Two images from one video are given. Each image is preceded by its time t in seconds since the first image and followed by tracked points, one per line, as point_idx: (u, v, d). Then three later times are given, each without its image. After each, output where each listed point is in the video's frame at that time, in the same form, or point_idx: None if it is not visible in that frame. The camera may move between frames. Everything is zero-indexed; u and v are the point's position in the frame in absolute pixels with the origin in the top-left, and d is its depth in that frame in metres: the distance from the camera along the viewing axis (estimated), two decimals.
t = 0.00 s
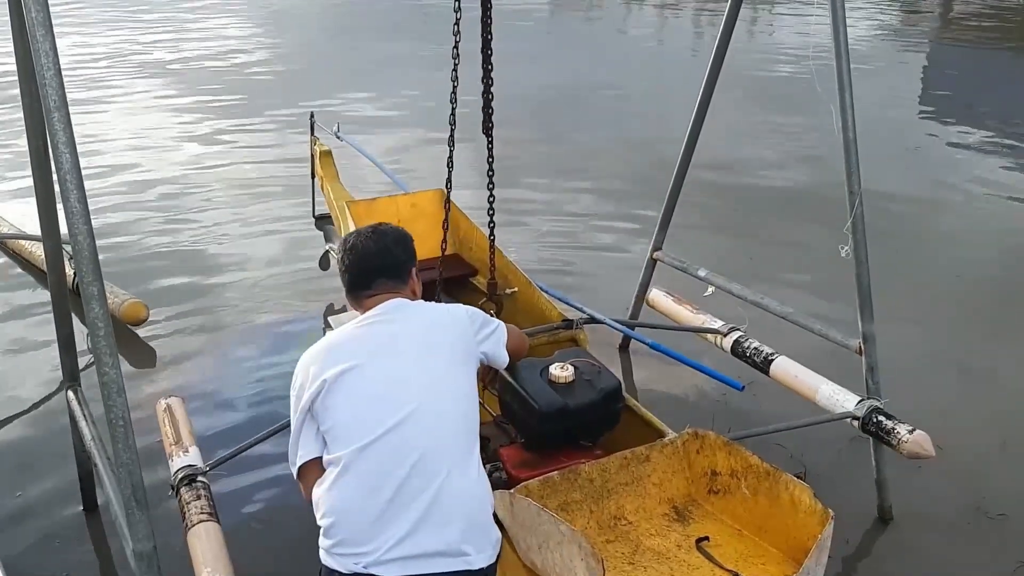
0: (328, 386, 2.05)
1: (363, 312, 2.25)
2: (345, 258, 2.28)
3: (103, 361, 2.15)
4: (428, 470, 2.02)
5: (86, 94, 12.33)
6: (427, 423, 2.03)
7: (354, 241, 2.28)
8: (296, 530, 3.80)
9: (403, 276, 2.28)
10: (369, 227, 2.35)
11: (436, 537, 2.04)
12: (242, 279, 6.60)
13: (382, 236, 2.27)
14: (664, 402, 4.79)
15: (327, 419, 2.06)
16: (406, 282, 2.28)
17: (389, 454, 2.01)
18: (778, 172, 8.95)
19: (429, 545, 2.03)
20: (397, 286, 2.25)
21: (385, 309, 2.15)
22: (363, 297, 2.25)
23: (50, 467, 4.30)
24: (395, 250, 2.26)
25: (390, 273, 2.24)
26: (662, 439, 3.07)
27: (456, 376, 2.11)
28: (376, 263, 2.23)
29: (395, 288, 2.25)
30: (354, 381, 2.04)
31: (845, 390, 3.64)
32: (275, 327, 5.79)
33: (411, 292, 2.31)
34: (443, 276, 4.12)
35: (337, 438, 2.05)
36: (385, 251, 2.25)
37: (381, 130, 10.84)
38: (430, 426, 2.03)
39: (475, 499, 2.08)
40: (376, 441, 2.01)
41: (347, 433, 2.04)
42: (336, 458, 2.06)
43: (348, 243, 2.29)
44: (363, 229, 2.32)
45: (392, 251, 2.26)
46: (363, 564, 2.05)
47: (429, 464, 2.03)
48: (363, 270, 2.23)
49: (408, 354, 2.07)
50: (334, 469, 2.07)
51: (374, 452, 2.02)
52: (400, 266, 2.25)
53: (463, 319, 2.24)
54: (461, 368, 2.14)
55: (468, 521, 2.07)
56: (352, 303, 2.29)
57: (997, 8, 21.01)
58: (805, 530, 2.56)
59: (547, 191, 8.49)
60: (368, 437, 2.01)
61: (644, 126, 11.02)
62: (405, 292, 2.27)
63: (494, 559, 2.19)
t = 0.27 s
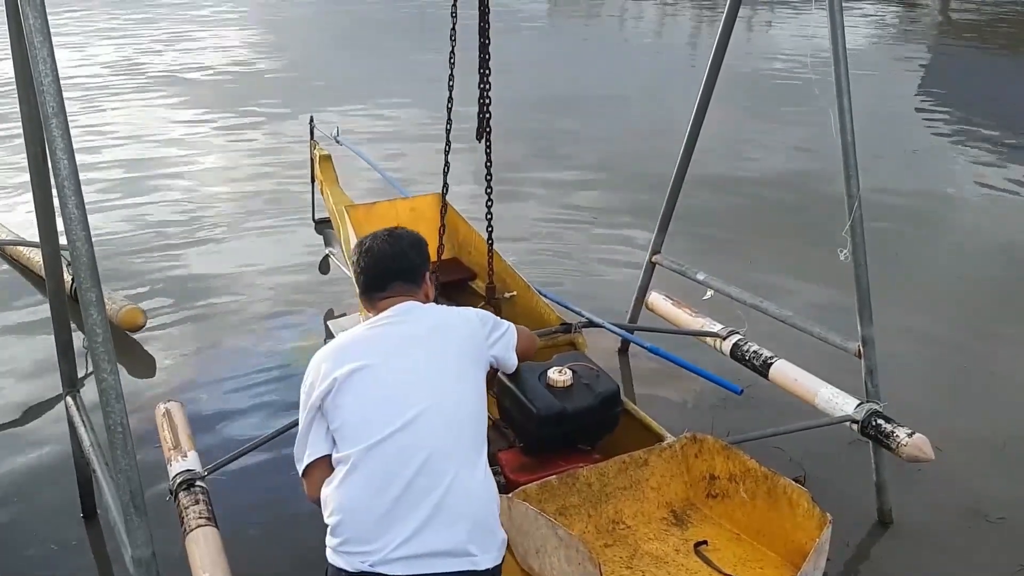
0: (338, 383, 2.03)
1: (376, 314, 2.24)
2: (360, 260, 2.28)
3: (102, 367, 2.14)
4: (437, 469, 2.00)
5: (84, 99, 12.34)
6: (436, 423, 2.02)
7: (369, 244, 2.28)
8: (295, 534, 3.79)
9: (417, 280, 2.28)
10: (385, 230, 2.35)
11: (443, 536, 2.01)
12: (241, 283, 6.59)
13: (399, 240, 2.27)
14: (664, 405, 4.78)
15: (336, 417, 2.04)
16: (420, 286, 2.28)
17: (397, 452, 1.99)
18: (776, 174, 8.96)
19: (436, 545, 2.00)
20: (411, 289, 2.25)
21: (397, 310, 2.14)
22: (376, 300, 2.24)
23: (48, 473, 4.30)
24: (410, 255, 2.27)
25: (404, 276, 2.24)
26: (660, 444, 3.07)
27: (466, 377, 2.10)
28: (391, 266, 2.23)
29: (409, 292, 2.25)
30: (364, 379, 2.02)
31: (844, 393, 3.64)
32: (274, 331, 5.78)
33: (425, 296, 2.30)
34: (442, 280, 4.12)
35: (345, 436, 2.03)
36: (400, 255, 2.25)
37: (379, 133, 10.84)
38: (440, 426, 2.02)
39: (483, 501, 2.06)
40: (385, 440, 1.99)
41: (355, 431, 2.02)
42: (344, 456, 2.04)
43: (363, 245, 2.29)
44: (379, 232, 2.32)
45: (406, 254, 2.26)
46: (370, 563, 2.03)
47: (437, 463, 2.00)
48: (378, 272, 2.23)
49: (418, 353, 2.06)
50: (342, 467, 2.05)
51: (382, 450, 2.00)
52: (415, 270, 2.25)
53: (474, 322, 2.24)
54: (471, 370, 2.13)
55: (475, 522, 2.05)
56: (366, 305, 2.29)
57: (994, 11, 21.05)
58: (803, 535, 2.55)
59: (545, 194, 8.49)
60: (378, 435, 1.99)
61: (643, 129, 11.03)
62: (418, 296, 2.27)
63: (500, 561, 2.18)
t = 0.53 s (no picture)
0: (350, 378, 2.05)
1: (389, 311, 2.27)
2: (375, 257, 2.31)
3: (101, 371, 2.14)
4: (445, 467, 2.03)
5: (83, 101, 12.34)
6: (446, 421, 2.05)
7: (385, 242, 2.31)
8: (295, 536, 3.79)
9: (430, 280, 2.31)
10: (400, 229, 2.38)
11: (449, 533, 2.04)
12: (239, 285, 6.59)
13: (415, 240, 2.31)
14: (663, 406, 4.78)
15: (346, 412, 2.06)
16: (434, 286, 2.31)
17: (408, 449, 2.02)
18: (775, 175, 8.96)
19: (442, 541, 2.03)
20: (425, 289, 2.28)
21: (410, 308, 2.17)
22: (390, 297, 2.27)
23: (48, 476, 4.30)
24: (425, 255, 2.30)
25: (418, 276, 2.27)
26: (659, 444, 3.07)
27: (476, 377, 2.13)
28: (406, 265, 2.26)
29: (422, 291, 2.28)
30: (377, 375, 2.05)
31: (843, 394, 3.64)
32: (274, 333, 5.79)
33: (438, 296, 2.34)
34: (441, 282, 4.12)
35: (356, 430, 2.05)
36: (415, 255, 2.28)
37: (379, 135, 10.84)
38: (448, 424, 2.05)
39: (489, 499, 2.09)
40: (395, 436, 2.02)
41: (367, 425, 2.04)
42: (354, 450, 2.06)
43: (379, 243, 2.32)
44: (395, 231, 2.35)
45: (422, 253, 2.30)
46: (375, 558, 2.05)
47: (445, 461, 2.04)
48: (393, 270, 2.26)
49: (430, 351, 2.09)
50: (351, 461, 2.07)
51: (393, 445, 2.02)
52: (429, 270, 2.28)
53: (485, 323, 2.27)
54: (481, 370, 2.16)
55: (481, 520, 2.08)
56: (378, 301, 2.31)
57: (992, 10, 21.06)
58: (802, 535, 2.56)
59: (544, 195, 8.49)
60: (388, 430, 2.02)
61: (642, 130, 11.02)
62: (431, 296, 2.30)
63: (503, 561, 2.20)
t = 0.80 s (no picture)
0: (356, 377, 2.07)
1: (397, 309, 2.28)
2: (385, 255, 2.32)
3: (100, 373, 2.14)
4: (449, 467, 2.06)
5: (81, 106, 12.34)
6: (450, 421, 2.07)
7: (396, 241, 2.32)
8: (293, 537, 3.79)
9: (440, 280, 2.32)
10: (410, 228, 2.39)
11: (453, 531, 2.07)
12: (237, 288, 6.59)
13: (425, 241, 2.32)
14: (661, 408, 4.78)
15: (353, 410, 2.09)
16: (443, 286, 2.32)
17: (412, 447, 2.05)
18: (773, 177, 8.97)
19: (446, 539, 2.06)
20: (433, 289, 2.29)
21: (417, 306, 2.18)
22: (398, 296, 2.28)
23: (46, 478, 4.29)
24: (435, 255, 2.31)
25: (428, 275, 2.28)
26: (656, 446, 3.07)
27: (482, 376, 2.15)
28: (415, 265, 2.28)
29: (431, 292, 2.29)
30: (382, 374, 2.07)
31: (839, 398, 3.65)
32: (271, 336, 5.79)
33: (446, 297, 2.34)
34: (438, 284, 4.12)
35: (361, 428, 2.08)
36: (425, 255, 2.29)
37: (377, 138, 10.84)
38: (453, 424, 2.07)
39: (493, 497, 2.12)
40: (399, 435, 2.04)
41: (372, 423, 2.07)
42: (359, 447, 2.09)
43: (389, 242, 2.33)
44: (405, 230, 2.36)
45: (431, 254, 2.31)
46: (380, 554, 2.08)
47: (450, 460, 2.06)
48: (403, 269, 2.27)
49: (436, 351, 2.10)
50: (356, 458, 2.10)
51: (396, 444, 2.05)
52: (438, 270, 2.29)
53: (493, 320, 2.27)
54: (487, 370, 2.17)
55: (485, 518, 2.11)
56: (386, 299, 2.32)
57: (989, 12, 21.09)
58: (800, 535, 2.56)
59: (542, 197, 8.50)
60: (393, 430, 2.05)
61: (640, 132, 11.01)
62: (440, 296, 2.31)
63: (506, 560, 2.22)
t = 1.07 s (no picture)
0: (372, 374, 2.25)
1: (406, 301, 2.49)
2: (393, 249, 2.51)
3: (100, 373, 2.15)
4: (455, 463, 2.16)
5: (80, 104, 12.32)
6: (453, 415, 2.19)
7: (405, 235, 2.52)
8: (292, 535, 3.79)
9: (446, 273, 2.53)
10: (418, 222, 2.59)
11: (458, 528, 2.15)
12: (236, 287, 6.59)
13: (432, 235, 2.53)
14: (660, 407, 4.79)
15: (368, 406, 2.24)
16: (449, 280, 2.53)
17: (416, 440, 2.17)
18: (772, 176, 8.97)
19: (451, 536, 2.14)
20: (440, 280, 2.49)
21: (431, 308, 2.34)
22: (407, 288, 2.49)
23: (44, 477, 4.29)
24: (442, 247, 2.52)
25: (435, 268, 2.49)
26: (654, 445, 3.07)
27: (490, 378, 2.28)
28: (424, 258, 2.48)
29: (437, 283, 2.49)
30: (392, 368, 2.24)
31: (836, 400, 3.65)
32: (269, 336, 5.79)
33: (452, 288, 2.55)
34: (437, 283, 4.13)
35: (372, 422, 2.24)
36: (432, 248, 2.50)
37: (376, 137, 10.84)
38: (460, 421, 2.19)
39: (498, 497, 2.20)
40: (404, 427, 2.18)
41: (381, 415, 2.22)
42: (370, 440, 2.24)
43: (399, 236, 2.53)
44: (413, 224, 2.56)
45: (439, 248, 2.52)
46: (387, 550, 2.17)
47: (456, 456, 2.17)
48: (412, 262, 2.48)
49: (445, 351, 2.25)
50: (367, 451, 2.24)
51: (402, 437, 2.18)
52: (445, 263, 2.50)
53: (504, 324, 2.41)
54: (496, 372, 2.30)
55: (489, 518, 2.18)
56: (394, 289, 2.53)
57: (989, 12, 21.08)
58: (799, 533, 2.57)
59: (542, 196, 8.50)
60: (403, 425, 2.18)
61: (639, 132, 11.00)
62: (445, 287, 2.51)
63: (510, 559, 2.27)
